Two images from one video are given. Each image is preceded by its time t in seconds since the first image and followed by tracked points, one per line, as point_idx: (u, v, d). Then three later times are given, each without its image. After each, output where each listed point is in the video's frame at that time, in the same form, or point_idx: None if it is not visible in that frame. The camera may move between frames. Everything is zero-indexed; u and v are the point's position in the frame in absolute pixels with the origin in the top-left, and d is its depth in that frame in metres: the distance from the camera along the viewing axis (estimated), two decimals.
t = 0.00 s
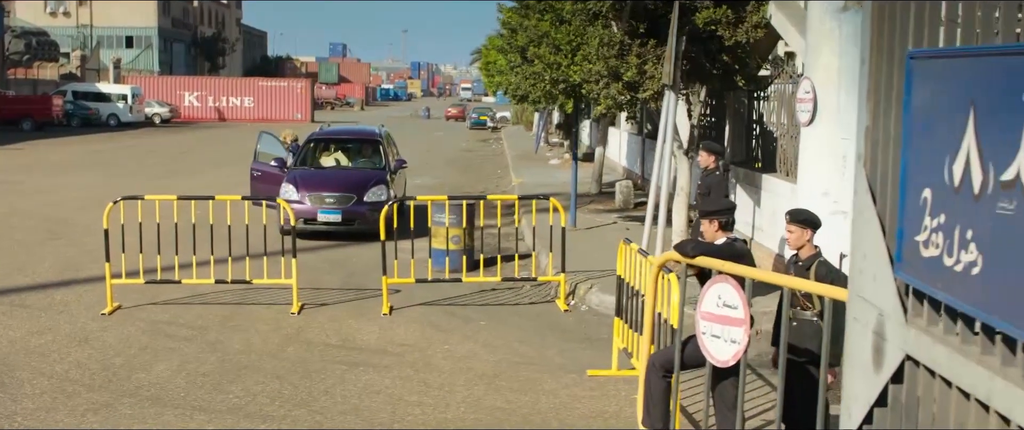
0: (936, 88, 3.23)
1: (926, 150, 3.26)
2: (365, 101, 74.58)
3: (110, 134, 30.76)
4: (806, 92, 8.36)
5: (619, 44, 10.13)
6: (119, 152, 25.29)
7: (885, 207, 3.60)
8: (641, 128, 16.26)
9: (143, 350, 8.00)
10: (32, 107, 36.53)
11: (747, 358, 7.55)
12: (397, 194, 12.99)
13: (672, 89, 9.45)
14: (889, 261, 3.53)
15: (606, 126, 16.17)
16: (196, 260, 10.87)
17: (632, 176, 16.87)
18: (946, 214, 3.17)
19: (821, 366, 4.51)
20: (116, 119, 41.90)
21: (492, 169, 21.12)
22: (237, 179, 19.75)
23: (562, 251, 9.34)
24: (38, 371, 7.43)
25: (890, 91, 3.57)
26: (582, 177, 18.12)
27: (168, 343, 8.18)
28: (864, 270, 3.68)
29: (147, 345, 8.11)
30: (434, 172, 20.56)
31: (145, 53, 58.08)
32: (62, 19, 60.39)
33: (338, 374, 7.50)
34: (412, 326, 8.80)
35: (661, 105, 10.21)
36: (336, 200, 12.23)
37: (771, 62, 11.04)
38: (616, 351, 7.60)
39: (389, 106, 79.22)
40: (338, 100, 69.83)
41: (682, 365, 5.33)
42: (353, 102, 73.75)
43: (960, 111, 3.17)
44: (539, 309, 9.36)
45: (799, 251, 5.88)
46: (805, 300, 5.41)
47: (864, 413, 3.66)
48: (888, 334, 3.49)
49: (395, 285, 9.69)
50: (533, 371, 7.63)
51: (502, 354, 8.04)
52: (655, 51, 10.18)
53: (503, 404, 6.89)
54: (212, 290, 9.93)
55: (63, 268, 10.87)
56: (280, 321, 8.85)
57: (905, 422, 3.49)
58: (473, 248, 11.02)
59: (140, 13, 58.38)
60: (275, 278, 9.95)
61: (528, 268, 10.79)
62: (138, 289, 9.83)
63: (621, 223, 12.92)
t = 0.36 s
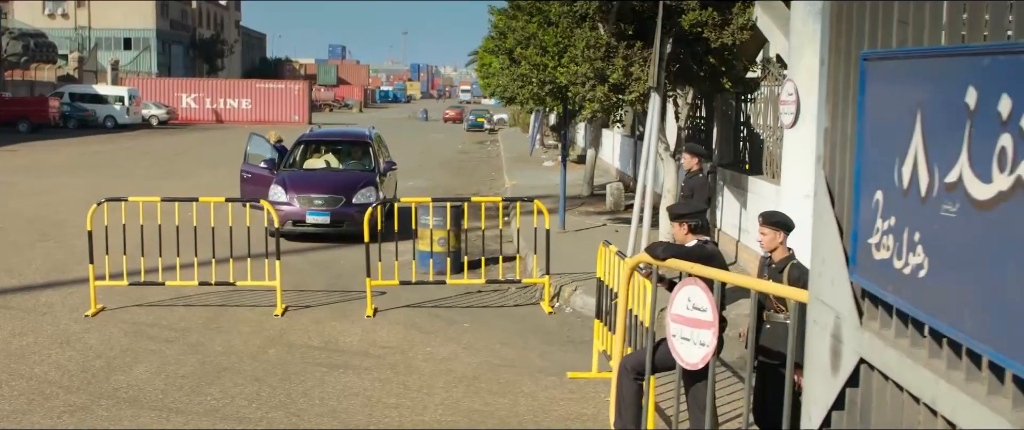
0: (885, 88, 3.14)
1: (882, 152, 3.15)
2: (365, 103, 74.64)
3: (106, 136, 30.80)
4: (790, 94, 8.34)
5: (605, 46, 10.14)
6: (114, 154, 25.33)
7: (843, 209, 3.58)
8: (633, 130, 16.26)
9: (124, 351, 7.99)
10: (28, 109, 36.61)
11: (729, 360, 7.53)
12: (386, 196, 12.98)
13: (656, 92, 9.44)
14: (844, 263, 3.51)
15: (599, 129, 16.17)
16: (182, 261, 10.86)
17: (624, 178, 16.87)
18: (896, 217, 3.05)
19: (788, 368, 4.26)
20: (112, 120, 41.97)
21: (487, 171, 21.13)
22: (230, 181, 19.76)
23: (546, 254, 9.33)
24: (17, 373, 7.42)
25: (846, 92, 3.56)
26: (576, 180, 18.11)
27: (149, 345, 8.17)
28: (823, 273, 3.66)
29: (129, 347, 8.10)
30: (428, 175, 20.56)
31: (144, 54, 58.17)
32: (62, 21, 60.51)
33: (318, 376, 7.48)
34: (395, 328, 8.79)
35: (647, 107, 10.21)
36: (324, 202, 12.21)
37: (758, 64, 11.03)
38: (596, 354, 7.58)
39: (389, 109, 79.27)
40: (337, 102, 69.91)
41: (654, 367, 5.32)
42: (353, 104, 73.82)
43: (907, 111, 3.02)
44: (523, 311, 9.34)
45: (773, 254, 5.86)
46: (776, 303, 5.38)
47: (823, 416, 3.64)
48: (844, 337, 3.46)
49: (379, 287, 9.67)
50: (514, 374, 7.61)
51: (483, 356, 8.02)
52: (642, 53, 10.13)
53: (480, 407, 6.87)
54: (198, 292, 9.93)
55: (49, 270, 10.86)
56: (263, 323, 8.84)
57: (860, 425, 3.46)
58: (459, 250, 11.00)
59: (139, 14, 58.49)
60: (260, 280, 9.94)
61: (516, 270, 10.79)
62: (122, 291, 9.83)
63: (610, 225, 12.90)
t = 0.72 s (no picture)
0: (843, 87, 3.13)
1: (840, 152, 3.14)
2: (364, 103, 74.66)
3: (103, 137, 30.83)
4: (775, 95, 8.32)
5: (593, 46, 10.11)
6: (111, 154, 25.36)
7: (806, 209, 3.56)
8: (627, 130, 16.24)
9: (108, 352, 7.98)
10: (26, 109, 36.70)
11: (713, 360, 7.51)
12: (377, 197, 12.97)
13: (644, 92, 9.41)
14: (806, 263, 3.49)
15: (592, 130, 16.16)
16: (170, 261, 10.86)
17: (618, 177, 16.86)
18: (854, 217, 3.04)
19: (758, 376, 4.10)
20: (110, 120, 42.03)
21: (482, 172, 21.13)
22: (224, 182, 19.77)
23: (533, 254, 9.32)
24: None
25: (810, 92, 3.54)
26: (569, 180, 18.10)
27: (133, 345, 8.16)
28: (788, 273, 3.64)
29: (113, 347, 8.10)
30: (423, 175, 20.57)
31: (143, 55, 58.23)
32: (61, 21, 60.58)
33: (301, 376, 7.47)
34: (381, 328, 8.78)
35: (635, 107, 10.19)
36: (315, 202, 12.19)
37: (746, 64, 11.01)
38: (580, 354, 7.56)
39: (389, 109, 79.30)
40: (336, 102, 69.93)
41: (630, 368, 5.31)
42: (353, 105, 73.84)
43: (865, 110, 3.00)
44: (510, 311, 9.33)
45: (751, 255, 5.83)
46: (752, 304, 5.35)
47: (786, 417, 3.62)
48: (806, 338, 3.45)
49: (366, 287, 9.66)
50: (498, 374, 7.60)
51: (468, 357, 8.01)
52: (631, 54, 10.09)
53: (462, 407, 6.86)
54: (185, 292, 9.93)
55: (37, 270, 10.86)
56: (249, 323, 8.83)
57: (822, 424, 3.44)
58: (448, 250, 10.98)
59: (137, 15, 58.55)
60: (247, 280, 9.94)
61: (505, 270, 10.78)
62: (109, 291, 9.82)
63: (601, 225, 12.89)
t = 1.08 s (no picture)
0: (809, 87, 3.13)
1: (806, 151, 3.14)
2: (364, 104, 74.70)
3: (100, 137, 30.88)
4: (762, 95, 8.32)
5: (584, 46, 10.09)
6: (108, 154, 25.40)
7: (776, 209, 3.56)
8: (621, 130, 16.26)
9: (95, 352, 7.97)
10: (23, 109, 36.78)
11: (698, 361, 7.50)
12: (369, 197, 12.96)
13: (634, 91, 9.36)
14: (775, 263, 3.49)
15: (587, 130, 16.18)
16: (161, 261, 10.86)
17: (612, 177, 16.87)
18: (818, 217, 3.03)
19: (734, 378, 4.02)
20: (108, 120, 42.10)
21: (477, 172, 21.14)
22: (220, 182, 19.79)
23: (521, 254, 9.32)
24: None
25: (780, 91, 3.54)
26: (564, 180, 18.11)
27: (120, 345, 8.16)
28: (759, 273, 3.64)
29: (100, 347, 8.09)
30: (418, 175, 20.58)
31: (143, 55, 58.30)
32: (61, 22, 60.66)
33: (287, 376, 7.47)
34: (369, 329, 8.77)
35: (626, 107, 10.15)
36: (307, 202, 12.19)
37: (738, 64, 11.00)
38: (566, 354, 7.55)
39: (388, 109, 79.33)
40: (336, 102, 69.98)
41: (610, 368, 5.29)
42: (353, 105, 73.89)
43: (828, 110, 2.99)
44: (499, 312, 9.32)
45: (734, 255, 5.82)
46: (732, 303, 5.32)
47: (757, 417, 3.61)
48: (775, 338, 3.44)
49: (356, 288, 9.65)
50: (484, 374, 7.59)
51: (455, 357, 8.00)
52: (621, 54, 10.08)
53: (446, 407, 6.85)
54: (175, 292, 9.93)
55: (27, 270, 10.86)
56: (237, 323, 8.83)
57: (790, 425, 3.43)
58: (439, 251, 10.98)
59: (137, 15, 58.63)
60: (237, 280, 9.94)
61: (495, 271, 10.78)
62: (99, 291, 9.82)
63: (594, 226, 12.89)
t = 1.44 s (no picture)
0: (781, 88, 3.13)
1: (779, 151, 3.14)
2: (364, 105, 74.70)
3: (98, 137, 30.92)
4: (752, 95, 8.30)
5: (576, 46, 10.08)
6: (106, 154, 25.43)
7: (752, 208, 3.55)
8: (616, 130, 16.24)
9: (84, 352, 7.97)
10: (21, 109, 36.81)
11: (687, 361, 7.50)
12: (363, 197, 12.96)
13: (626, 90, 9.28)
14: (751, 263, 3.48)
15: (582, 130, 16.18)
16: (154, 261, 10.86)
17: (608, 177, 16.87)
18: (791, 217, 3.03)
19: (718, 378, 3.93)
20: (106, 120, 42.12)
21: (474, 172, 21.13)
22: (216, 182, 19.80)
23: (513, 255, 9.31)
24: None
25: (756, 91, 3.54)
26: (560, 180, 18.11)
27: (111, 345, 8.15)
28: (736, 272, 3.63)
29: (90, 347, 8.09)
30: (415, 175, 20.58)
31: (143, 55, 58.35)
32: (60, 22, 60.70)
33: (276, 376, 7.46)
34: (360, 329, 8.77)
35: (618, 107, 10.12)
36: (301, 202, 12.18)
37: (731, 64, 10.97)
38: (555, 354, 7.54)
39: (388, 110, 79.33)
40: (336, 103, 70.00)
41: (595, 368, 5.28)
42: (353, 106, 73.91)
43: (800, 111, 2.99)
44: (491, 312, 9.31)
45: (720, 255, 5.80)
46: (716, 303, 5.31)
47: (735, 417, 3.60)
48: (751, 338, 3.43)
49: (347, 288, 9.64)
50: (473, 374, 7.58)
51: (445, 357, 8.00)
52: (613, 54, 10.06)
53: (434, 408, 6.84)
54: (167, 292, 9.92)
55: (20, 270, 10.85)
56: (228, 323, 8.82)
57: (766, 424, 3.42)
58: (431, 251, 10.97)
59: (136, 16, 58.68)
60: (229, 280, 9.93)
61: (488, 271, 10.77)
62: (91, 291, 9.82)
63: (588, 226, 12.89)
